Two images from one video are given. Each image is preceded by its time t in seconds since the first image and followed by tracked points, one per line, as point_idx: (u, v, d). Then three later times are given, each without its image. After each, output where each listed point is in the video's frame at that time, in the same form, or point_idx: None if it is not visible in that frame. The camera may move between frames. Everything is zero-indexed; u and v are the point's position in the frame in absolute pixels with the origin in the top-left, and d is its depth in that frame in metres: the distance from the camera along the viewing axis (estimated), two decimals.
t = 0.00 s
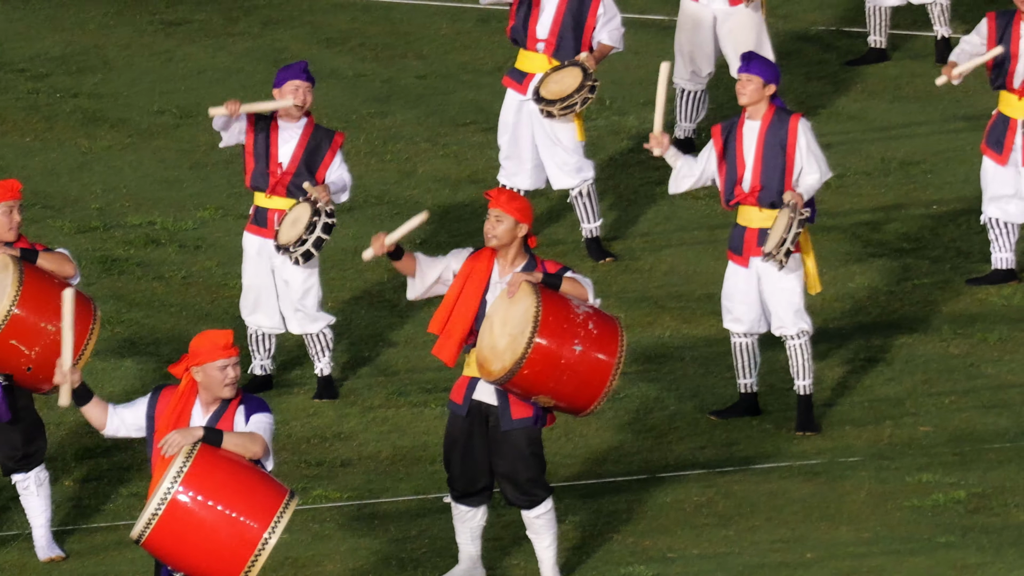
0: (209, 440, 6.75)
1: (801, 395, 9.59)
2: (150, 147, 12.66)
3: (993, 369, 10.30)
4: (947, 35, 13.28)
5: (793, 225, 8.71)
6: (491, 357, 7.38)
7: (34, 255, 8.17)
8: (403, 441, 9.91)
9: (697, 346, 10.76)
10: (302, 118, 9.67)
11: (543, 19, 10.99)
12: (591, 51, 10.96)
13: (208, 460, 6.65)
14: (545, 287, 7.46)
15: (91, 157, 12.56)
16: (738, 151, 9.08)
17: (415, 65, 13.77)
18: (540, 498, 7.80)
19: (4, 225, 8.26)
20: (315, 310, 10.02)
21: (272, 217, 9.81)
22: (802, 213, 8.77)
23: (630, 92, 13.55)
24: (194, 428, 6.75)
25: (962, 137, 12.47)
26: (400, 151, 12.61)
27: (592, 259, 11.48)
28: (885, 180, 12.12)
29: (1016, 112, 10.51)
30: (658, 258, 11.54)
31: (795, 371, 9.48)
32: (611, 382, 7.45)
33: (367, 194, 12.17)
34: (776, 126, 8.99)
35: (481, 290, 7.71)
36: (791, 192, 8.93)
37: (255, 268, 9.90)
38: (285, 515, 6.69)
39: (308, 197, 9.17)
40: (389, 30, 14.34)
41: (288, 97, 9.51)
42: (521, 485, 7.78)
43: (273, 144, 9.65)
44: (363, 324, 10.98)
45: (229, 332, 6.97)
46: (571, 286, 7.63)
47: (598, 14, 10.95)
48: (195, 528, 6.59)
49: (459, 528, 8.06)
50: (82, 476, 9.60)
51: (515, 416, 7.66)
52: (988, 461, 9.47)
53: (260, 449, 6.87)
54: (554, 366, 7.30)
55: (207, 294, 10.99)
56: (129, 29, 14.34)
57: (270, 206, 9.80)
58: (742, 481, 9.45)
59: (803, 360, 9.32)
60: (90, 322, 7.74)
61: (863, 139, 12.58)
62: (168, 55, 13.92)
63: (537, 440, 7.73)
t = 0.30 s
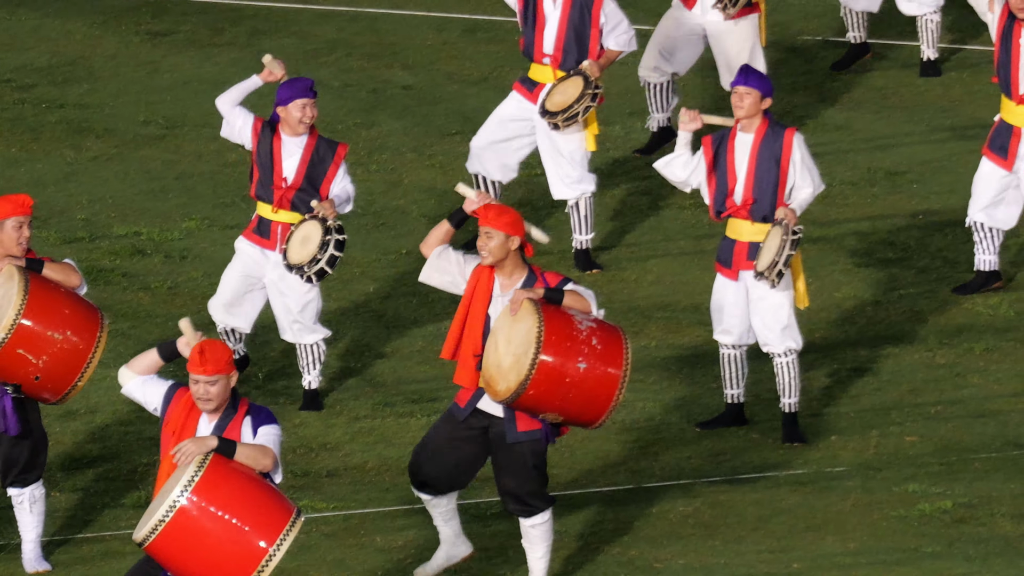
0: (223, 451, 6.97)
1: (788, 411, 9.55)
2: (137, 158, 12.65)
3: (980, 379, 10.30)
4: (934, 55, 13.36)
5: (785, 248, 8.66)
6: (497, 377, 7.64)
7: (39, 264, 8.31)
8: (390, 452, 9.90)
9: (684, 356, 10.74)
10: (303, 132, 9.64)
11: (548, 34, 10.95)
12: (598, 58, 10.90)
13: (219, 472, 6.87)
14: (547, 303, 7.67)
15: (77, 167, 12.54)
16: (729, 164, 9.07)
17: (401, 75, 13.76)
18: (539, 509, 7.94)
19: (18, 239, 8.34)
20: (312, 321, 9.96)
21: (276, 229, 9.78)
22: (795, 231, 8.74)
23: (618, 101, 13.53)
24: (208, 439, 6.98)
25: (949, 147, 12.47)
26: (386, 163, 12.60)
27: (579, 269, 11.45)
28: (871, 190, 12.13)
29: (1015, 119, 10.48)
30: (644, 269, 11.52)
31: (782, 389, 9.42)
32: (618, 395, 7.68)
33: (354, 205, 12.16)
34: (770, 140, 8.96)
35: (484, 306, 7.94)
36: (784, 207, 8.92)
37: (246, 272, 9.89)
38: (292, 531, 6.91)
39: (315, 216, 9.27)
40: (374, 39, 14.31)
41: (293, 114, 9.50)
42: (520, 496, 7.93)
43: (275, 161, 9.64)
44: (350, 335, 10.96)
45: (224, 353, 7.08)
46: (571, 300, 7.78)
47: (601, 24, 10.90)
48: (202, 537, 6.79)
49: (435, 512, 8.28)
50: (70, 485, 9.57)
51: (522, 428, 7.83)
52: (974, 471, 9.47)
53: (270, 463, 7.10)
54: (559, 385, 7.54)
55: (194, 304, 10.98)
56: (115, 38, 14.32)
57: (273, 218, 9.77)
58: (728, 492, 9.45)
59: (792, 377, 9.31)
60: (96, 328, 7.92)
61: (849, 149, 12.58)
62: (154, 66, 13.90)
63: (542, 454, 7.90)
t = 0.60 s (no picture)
0: (205, 470, 7.17)
1: (773, 425, 9.53)
2: (120, 169, 12.64)
3: (964, 389, 10.30)
4: (918, 69, 13.35)
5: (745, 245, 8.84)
6: (476, 394, 7.63)
7: (22, 277, 8.40)
8: (374, 462, 9.89)
9: (668, 366, 10.73)
10: (286, 146, 9.74)
11: (536, 52, 10.89)
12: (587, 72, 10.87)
13: (200, 491, 7.05)
14: (520, 317, 7.68)
15: (61, 178, 12.52)
16: (724, 178, 9.06)
17: (385, 86, 13.75)
18: (523, 526, 7.95)
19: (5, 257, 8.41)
20: (290, 337, 9.91)
21: (258, 243, 9.79)
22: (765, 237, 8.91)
23: (601, 112, 13.52)
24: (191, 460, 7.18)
25: (933, 158, 12.47)
26: (371, 173, 12.59)
27: (565, 280, 11.42)
28: (856, 201, 12.13)
29: (1007, 137, 10.44)
30: (629, 279, 11.52)
31: (768, 404, 9.42)
32: (595, 407, 7.64)
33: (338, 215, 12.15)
34: (765, 154, 8.92)
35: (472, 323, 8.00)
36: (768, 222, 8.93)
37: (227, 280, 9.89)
38: (277, 543, 7.08)
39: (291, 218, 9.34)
40: (358, 49, 14.29)
41: (269, 127, 9.60)
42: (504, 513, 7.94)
43: (255, 176, 9.71)
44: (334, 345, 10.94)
45: (202, 376, 7.38)
46: (547, 312, 7.82)
47: (590, 39, 10.86)
48: (188, 555, 6.97)
49: (426, 517, 8.40)
50: (55, 497, 9.52)
51: (508, 443, 7.89)
52: (959, 482, 9.46)
53: (255, 479, 7.32)
54: (533, 399, 7.53)
55: (178, 315, 10.98)
56: (99, 49, 14.30)
57: (256, 233, 9.79)
58: (713, 503, 9.44)
59: (779, 392, 9.25)
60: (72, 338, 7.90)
61: (833, 160, 12.59)
62: (138, 77, 13.89)
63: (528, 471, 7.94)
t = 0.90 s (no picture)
0: (184, 476, 7.01)
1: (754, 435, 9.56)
2: (104, 179, 12.64)
3: (948, 400, 10.30)
4: (901, 70, 13.31)
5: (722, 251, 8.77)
6: (446, 397, 7.55)
7: None
8: (358, 473, 9.89)
9: (651, 377, 10.73)
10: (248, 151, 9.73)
11: (502, 51, 10.92)
12: (552, 82, 10.96)
13: (183, 498, 6.89)
14: (495, 322, 7.63)
15: (45, 189, 12.52)
16: (690, 190, 9.00)
17: (369, 97, 13.76)
18: (501, 533, 7.92)
19: None
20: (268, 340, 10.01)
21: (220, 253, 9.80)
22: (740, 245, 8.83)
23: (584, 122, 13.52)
24: (167, 466, 7.00)
25: (917, 168, 12.48)
26: (355, 183, 12.60)
27: (547, 289, 11.45)
28: (840, 211, 12.13)
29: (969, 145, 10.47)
30: (613, 289, 11.52)
31: (748, 414, 9.44)
32: (567, 416, 7.66)
33: (321, 226, 12.15)
34: (733, 164, 8.92)
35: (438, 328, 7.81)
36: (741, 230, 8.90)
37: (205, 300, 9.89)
38: (264, 546, 6.97)
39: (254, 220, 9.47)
40: (342, 61, 14.30)
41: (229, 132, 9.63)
42: (481, 520, 7.90)
43: (217, 184, 9.67)
44: (317, 356, 10.94)
45: (169, 384, 7.16)
46: (522, 320, 7.76)
47: (556, 45, 10.95)
48: (176, 564, 6.82)
49: (401, 553, 8.04)
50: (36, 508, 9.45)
51: (475, 451, 7.77)
52: (942, 492, 9.46)
53: (231, 481, 7.17)
54: (507, 404, 7.50)
55: (161, 326, 10.98)
56: (83, 61, 14.31)
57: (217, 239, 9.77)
58: (697, 513, 9.44)
59: (758, 403, 9.32)
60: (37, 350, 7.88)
61: (817, 170, 12.60)
62: (122, 88, 13.90)
63: (497, 477, 7.85)
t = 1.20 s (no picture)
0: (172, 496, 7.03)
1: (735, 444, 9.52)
2: (87, 191, 12.64)
3: (930, 411, 10.30)
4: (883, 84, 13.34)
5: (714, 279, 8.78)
6: (438, 408, 7.65)
7: None
8: (340, 484, 9.87)
9: (634, 388, 10.73)
10: (243, 165, 9.71)
11: (484, 64, 10.96)
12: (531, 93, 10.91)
13: (174, 519, 6.91)
14: (490, 335, 7.72)
15: (28, 201, 12.52)
16: (662, 198, 9.03)
17: (352, 108, 13.77)
18: (486, 545, 7.98)
19: None
20: (253, 354, 10.01)
21: (210, 263, 9.83)
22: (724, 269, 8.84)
23: (567, 133, 13.53)
24: (156, 486, 7.02)
25: (899, 179, 12.49)
26: (337, 195, 12.60)
27: (529, 301, 11.47)
28: (822, 222, 12.15)
29: (956, 156, 10.56)
30: (595, 301, 11.52)
31: (726, 423, 9.45)
32: (559, 431, 7.76)
33: (303, 237, 12.15)
34: (704, 175, 8.95)
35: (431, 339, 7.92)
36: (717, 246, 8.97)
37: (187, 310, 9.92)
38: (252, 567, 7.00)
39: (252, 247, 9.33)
40: (324, 72, 14.31)
41: (222, 146, 9.57)
42: (466, 532, 7.96)
43: (213, 198, 9.68)
44: (298, 367, 10.94)
45: (156, 399, 7.19)
46: (518, 335, 7.86)
47: (536, 57, 10.90)
48: None
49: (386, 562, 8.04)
50: (17, 519, 9.45)
51: (466, 465, 7.83)
52: (924, 503, 9.46)
53: (216, 502, 7.23)
54: (499, 418, 7.60)
55: (144, 337, 10.97)
56: (65, 72, 14.32)
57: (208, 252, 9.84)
58: (679, 524, 9.43)
59: (734, 411, 9.33)
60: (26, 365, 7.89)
61: (800, 181, 12.61)
62: (105, 99, 13.91)
63: (485, 489, 7.92)
